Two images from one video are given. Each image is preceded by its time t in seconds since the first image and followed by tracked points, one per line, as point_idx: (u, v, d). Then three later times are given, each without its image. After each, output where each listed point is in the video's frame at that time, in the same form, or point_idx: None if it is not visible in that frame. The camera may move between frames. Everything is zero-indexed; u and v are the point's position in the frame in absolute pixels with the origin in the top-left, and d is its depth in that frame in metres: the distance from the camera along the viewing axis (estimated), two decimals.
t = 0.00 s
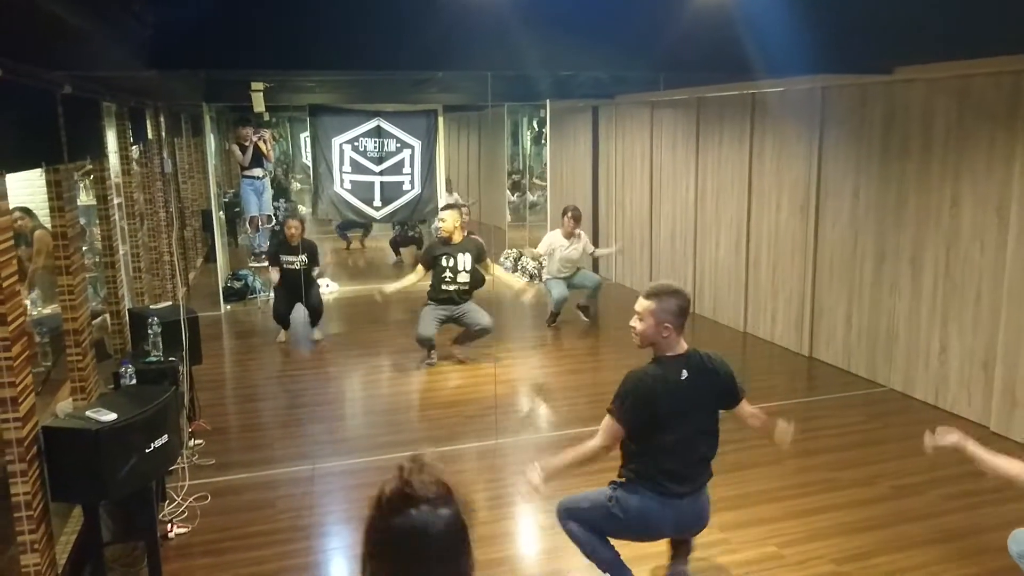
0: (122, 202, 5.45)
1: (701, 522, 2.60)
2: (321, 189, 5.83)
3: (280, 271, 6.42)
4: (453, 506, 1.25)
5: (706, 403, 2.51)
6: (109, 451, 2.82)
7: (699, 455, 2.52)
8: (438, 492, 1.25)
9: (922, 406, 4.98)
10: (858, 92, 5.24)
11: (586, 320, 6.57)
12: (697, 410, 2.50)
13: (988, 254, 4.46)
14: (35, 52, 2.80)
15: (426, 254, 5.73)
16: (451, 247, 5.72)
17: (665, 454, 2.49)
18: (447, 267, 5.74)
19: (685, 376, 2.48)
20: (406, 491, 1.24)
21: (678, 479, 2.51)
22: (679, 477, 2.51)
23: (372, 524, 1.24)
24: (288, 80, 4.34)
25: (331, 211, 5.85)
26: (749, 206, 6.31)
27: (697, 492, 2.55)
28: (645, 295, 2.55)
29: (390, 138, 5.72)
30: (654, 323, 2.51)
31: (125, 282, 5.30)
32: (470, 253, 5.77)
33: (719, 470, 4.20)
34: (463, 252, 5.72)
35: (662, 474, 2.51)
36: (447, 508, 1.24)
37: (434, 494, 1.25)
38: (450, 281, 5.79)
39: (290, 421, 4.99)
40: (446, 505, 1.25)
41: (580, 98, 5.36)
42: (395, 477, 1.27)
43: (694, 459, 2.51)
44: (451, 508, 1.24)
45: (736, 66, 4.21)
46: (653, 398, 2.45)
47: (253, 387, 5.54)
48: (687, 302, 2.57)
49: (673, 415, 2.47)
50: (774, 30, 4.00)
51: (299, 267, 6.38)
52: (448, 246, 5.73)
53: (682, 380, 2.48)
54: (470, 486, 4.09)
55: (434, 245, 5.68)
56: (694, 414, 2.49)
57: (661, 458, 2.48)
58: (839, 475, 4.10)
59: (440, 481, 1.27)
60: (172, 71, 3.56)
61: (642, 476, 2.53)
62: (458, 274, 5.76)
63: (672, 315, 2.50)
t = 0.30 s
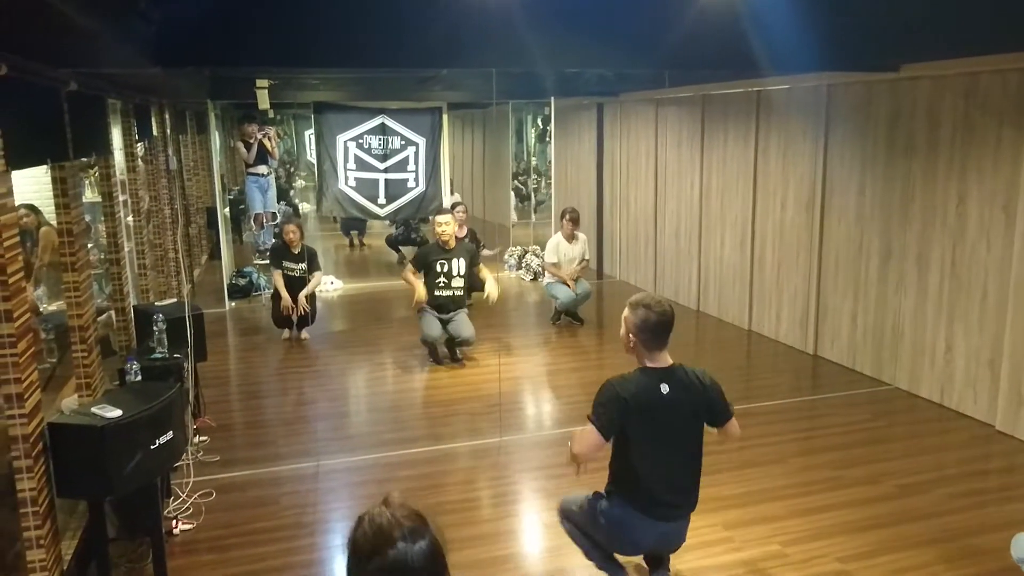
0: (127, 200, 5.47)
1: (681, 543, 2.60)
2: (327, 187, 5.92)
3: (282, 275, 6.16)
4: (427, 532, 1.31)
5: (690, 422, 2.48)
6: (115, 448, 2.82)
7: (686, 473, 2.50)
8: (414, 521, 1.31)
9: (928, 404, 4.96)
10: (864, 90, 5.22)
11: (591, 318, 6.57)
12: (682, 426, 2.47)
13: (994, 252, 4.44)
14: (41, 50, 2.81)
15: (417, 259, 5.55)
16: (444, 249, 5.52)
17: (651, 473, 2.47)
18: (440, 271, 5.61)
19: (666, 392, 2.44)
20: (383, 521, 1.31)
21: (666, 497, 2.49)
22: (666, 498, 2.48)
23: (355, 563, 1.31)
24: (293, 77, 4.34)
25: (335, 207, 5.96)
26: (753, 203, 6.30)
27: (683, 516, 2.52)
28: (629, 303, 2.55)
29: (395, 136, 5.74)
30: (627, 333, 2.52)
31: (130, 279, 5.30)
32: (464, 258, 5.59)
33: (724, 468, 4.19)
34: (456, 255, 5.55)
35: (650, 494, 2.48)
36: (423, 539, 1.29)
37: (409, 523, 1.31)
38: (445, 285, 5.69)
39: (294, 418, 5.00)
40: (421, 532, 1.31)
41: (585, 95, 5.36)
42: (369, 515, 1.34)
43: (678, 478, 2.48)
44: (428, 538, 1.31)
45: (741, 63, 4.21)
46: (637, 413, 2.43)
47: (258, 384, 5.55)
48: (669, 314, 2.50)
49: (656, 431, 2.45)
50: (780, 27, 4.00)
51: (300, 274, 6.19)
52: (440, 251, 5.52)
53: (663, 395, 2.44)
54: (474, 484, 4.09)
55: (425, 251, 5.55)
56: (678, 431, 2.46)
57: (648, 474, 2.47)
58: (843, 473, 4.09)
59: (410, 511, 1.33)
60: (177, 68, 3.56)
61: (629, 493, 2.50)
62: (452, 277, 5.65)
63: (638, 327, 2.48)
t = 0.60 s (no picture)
0: (131, 197, 5.47)
1: (674, 537, 2.76)
2: (329, 185, 5.59)
3: (276, 275, 6.35)
4: (418, 538, 1.36)
5: (677, 427, 2.56)
6: (120, 446, 2.83)
7: (677, 473, 2.62)
8: (405, 528, 1.35)
9: (931, 404, 4.95)
10: (868, 88, 5.21)
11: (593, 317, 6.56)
12: (670, 430, 2.56)
13: (999, 251, 4.43)
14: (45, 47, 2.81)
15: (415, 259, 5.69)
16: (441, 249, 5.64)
17: (646, 477, 2.59)
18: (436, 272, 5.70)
19: (650, 398, 2.51)
20: (370, 522, 1.35)
21: (660, 496, 2.62)
22: (664, 497, 2.62)
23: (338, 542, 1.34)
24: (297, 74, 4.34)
25: (339, 206, 5.66)
26: (756, 201, 6.33)
27: (678, 513, 2.68)
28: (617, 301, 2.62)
29: (398, 133, 5.55)
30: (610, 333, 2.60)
31: (133, 277, 5.31)
32: (459, 256, 5.73)
33: (727, 467, 4.20)
34: (451, 254, 5.69)
35: (647, 496, 2.61)
36: (410, 548, 1.33)
37: (397, 532, 1.34)
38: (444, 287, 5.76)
39: (297, 416, 5.00)
40: (411, 539, 1.35)
41: (589, 93, 5.35)
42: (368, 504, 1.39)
43: (670, 477, 2.61)
44: (416, 548, 1.35)
45: (748, 61, 4.20)
46: (626, 425, 2.51)
47: (261, 381, 5.56)
48: (651, 312, 2.56)
49: (645, 438, 2.55)
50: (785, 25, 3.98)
51: (294, 269, 6.30)
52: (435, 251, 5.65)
53: (647, 402, 2.51)
54: (477, 482, 4.10)
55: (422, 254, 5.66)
56: (668, 437, 2.56)
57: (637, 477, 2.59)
58: (847, 472, 4.09)
59: (407, 512, 1.38)
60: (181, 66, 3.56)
61: (623, 496, 2.64)
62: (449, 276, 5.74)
63: (618, 325, 2.55)
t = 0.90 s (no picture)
0: (133, 194, 5.48)
1: (672, 540, 2.76)
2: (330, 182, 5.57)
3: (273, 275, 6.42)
4: (409, 554, 1.39)
5: (673, 429, 2.58)
6: (121, 443, 2.83)
7: (674, 476, 2.62)
8: (394, 542, 1.38)
9: (932, 403, 4.95)
10: (870, 87, 5.21)
11: (593, 316, 6.57)
12: (669, 432, 2.57)
13: (1000, 250, 4.42)
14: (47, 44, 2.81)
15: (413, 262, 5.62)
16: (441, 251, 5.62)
17: (646, 479, 2.59)
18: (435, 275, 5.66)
19: (649, 401, 2.52)
20: (362, 537, 1.38)
21: (657, 500, 2.62)
22: (662, 499, 2.62)
23: (333, 565, 1.39)
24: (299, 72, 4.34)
25: (340, 204, 5.64)
26: (758, 201, 6.33)
27: (675, 517, 2.68)
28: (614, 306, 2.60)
29: (399, 132, 5.52)
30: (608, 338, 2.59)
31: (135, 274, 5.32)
32: (458, 258, 5.67)
33: (727, 465, 4.20)
34: (450, 256, 5.64)
35: (645, 500, 2.61)
36: (400, 562, 1.37)
37: (387, 545, 1.37)
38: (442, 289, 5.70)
39: (298, 414, 5.01)
40: (402, 554, 1.38)
41: (590, 91, 5.34)
42: (357, 522, 1.42)
43: (667, 480, 2.61)
44: (407, 560, 1.38)
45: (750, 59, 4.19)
46: (625, 427, 2.51)
47: (262, 379, 5.56)
48: (648, 318, 2.54)
49: (644, 440, 2.55)
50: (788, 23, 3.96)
51: (293, 271, 6.37)
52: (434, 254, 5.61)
53: (646, 405, 2.51)
54: (477, 480, 4.10)
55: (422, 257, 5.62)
56: (665, 438, 2.57)
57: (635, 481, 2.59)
58: (848, 472, 4.09)
59: (395, 527, 1.41)
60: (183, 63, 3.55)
61: (620, 501, 2.64)
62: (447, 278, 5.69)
63: (616, 330, 2.54)
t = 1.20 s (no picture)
0: (133, 192, 5.48)
1: (676, 539, 2.77)
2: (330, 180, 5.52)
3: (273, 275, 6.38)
4: (406, 556, 1.39)
5: (662, 425, 2.55)
6: (121, 440, 2.83)
7: (665, 474, 2.60)
8: (390, 548, 1.38)
9: (932, 402, 4.95)
10: (870, 86, 5.21)
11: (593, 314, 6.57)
12: (654, 429, 2.55)
13: (1000, 249, 4.42)
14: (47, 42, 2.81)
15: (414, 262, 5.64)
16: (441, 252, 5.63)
17: (644, 478, 2.58)
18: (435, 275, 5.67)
19: (632, 396, 2.51)
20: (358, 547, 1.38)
21: (661, 498, 2.61)
22: (664, 502, 2.62)
23: None
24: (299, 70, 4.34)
25: (340, 202, 5.55)
26: (758, 200, 6.32)
27: (678, 516, 2.68)
28: (614, 307, 2.58)
29: (400, 130, 5.49)
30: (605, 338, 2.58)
31: (135, 272, 5.32)
32: (460, 261, 5.72)
33: (727, 464, 4.20)
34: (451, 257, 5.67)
35: (648, 499, 2.61)
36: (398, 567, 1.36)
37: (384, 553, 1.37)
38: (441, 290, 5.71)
39: (298, 412, 5.01)
40: (399, 557, 1.38)
41: (590, 90, 5.34)
42: (351, 533, 1.41)
43: (659, 479, 2.59)
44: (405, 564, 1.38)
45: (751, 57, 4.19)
46: (609, 424, 2.52)
47: (262, 377, 5.56)
48: (645, 321, 2.51)
49: (630, 437, 2.54)
50: (789, 22, 3.97)
51: (295, 272, 6.35)
52: (434, 254, 5.63)
53: (630, 401, 2.51)
54: (477, 479, 4.10)
55: (422, 257, 5.63)
56: (652, 435, 2.55)
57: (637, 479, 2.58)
58: (847, 471, 4.09)
59: (389, 533, 1.40)
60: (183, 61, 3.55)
61: (626, 500, 2.63)
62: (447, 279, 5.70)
63: (609, 329, 2.53)
